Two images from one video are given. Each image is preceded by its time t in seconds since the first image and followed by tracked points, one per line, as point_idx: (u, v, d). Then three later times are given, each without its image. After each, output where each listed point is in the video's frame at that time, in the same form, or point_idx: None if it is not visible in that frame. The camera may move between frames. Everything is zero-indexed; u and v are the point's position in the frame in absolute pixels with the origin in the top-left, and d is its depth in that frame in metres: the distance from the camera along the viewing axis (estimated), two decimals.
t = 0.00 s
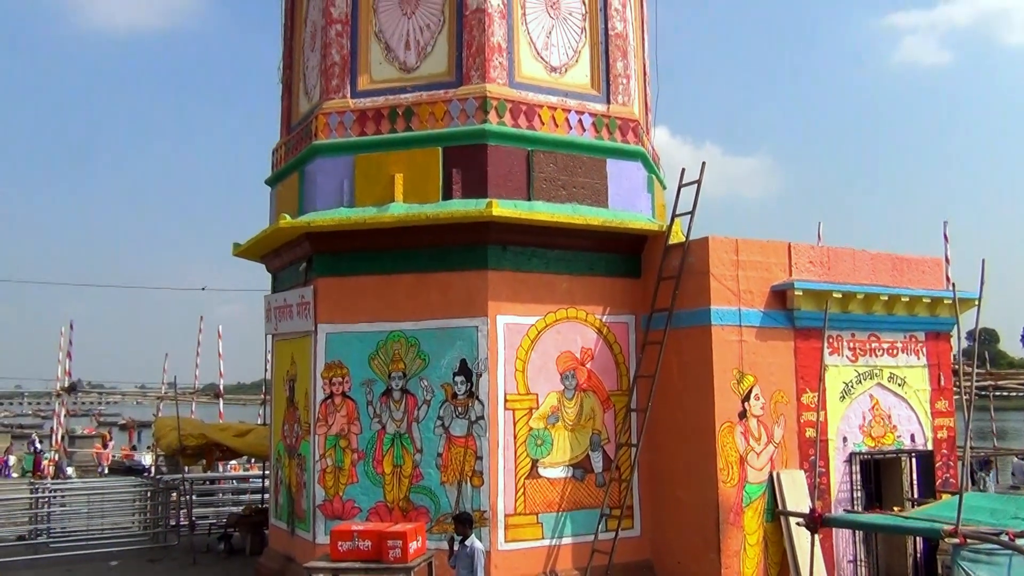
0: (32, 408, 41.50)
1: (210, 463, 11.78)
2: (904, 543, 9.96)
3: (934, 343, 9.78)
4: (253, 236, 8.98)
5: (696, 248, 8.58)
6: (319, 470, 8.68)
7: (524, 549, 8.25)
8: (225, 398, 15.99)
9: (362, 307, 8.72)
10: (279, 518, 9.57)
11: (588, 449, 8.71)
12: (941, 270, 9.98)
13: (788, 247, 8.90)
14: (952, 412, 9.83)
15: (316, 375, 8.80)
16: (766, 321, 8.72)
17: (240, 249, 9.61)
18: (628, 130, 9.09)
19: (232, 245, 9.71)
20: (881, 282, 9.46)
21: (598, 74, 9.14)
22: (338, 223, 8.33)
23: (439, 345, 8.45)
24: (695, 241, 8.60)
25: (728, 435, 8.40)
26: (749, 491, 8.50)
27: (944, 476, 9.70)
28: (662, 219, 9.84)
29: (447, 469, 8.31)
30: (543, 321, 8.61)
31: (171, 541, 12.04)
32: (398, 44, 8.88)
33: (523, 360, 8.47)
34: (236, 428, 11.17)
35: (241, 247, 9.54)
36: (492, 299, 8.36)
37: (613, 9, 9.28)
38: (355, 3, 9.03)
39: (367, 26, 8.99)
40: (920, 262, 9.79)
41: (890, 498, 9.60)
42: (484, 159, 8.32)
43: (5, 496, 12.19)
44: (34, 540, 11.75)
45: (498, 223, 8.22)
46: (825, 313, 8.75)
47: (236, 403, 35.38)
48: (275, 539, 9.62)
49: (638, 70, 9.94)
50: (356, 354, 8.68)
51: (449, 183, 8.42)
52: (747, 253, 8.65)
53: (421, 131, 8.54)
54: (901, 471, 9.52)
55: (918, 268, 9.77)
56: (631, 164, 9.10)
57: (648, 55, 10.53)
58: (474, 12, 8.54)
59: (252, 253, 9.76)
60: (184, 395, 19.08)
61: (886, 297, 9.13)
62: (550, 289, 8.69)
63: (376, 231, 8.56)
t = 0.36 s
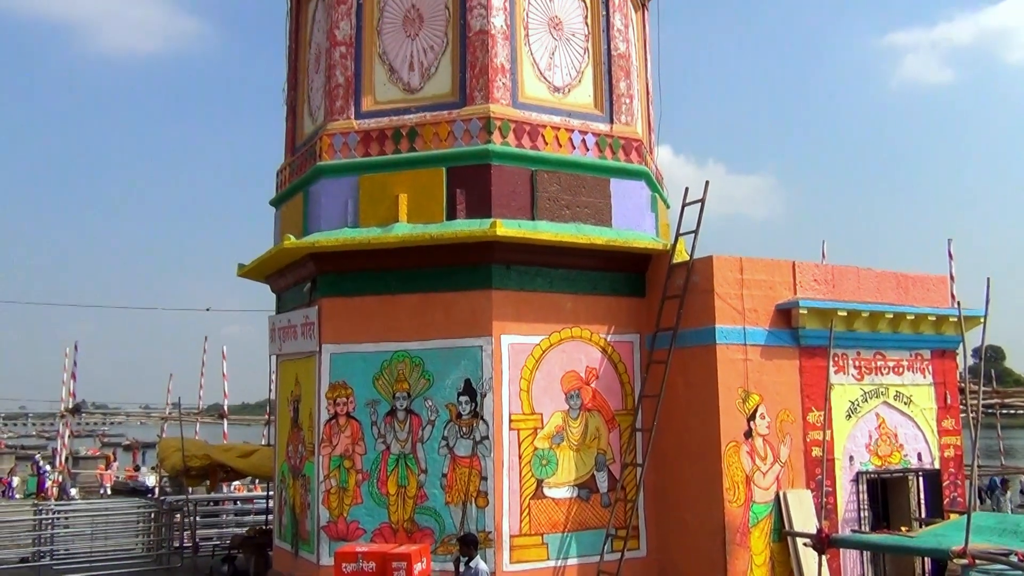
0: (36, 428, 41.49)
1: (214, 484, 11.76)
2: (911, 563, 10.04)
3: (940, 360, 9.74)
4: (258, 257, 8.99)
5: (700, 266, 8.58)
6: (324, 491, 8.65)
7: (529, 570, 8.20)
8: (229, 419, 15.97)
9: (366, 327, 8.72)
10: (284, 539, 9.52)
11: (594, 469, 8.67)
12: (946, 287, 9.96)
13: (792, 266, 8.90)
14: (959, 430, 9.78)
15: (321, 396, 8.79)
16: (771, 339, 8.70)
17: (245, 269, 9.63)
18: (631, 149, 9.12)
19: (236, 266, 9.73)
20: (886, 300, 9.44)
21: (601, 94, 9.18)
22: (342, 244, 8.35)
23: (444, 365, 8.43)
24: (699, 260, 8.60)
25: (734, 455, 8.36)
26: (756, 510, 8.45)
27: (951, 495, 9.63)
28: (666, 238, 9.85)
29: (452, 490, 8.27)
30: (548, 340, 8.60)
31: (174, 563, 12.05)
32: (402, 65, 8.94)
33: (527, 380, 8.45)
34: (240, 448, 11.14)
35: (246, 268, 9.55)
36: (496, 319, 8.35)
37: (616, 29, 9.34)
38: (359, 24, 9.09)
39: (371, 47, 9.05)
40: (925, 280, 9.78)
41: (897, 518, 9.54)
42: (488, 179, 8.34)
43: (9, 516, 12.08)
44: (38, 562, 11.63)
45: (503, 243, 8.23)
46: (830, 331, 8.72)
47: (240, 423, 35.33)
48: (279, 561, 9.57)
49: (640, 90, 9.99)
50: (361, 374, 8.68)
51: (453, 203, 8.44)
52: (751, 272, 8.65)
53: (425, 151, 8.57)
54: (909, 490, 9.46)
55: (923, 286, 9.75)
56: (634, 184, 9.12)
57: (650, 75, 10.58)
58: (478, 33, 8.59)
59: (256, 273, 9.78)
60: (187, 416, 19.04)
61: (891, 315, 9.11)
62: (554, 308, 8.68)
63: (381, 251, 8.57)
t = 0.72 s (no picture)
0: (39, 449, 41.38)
1: (217, 507, 11.73)
2: None
3: (945, 383, 9.71)
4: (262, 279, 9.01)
5: (704, 288, 8.58)
6: (327, 514, 8.61)
7: None
8: (233, 441, 15.95)
9: (370, 349, 8.72)
10: (286, 563, 9.47)
11: (598, 492, 8.63)
12: (951, 309, 9.94)
13: (796, 287, 8.89)
14: (965, 453, 9.73)
15: (324, 418, 8.77)
16: (776, 361, 8.68)
17: (249, 291, 9.64)
18: (635, 171, 9.14)
19: (240, 287, 9.74)
20: (891, 322, 9.43)
21: (605, 116, 9.23)
22: (347, 266, 8.36)
23: (448, 387, 8.42)
24: (703, 281, 8.60)
25: (739, 477, 8.32)
26: (761, 534, 8.40)
27: (959, 518, 9.61)
28: (670, 260, 9.85)
29: (456, 513, 8.23)
30: (552, 362, 8.59)
31: None
32: (407, 89, 8.99)
33: (531, 402, 8.43)
34: (243, 470, 11.11)
35: (250, 290, 9.57)
36: (500, 341, 8.34)
37: (619, 53, 9.39)
38: (364, 48, 9.15)
39: (376, 70, 9.10)
40: (929, 302, 9.77)
41: (904, 541, 9.31)
42: (492, 201, 8.36)
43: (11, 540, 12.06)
44: None
45: (507, 265, 8.24)
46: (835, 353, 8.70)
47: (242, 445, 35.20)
48: None
49: (643, 112, 10.03)
50: (364, 396, 8.66)
51: (457, 225, 8.45)
52: (755, 293, 8.64)
53: (429, 174, 8.60)
54: (916, 513, 9.34)
55: (927, 308, 9.74)
56: (638, 206, 9.14)
57: (653, 97, 10.63)
58: (482, 56, 8.64)
59: (260, 295, 9.79)
60: (189, 438, 19.00)
61: (895, 337, 9.09)
62: (558, 330, 8.67)
63: (385, 273, 8.58)
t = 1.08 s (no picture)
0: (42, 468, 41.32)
1: (220, 528, 11.68)
2: None
3: (951, 402, 9.66)
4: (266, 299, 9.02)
5: (709, 307, 8.56)
6: (330, 535, 8.58)
7: None
8: (236, 461, 15.89)
9: (374, 369, 8.71)
10: None
11: (603, 512, 8.58)
12: (956, 327, 9.91)
13: (801, 306, 8.87)
14: (972, 472, 9.66)
15: (328, 439, 8.75)
16: (781, 381, 8.65)
17: (253, 311, 9.65)
18: (638, 191, 9.16)
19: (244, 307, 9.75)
20: (896, 341, 9.40)
21: (608, 136, 9.25)
22: (350, 286, 8.37)
23: (452, 407, 8.40)
24: (707, 300, 8.59)
25: (745, 498, 8.27)
26: (767, 554, 8.34)
27: (966, 539, 9.51)
28: (674, 280, 9.86)
29: (460, 533, 8.19)
30: (556, 382, 8.57)
31: None
32: (411, 109, 9.04)
33: (536, 422, 8.40)
34: (246, 491, 11.10)
35: (254, 310, 9.58)
36: (504, 360, 8.33)
37: (622, 73, 9.43)
38: (368, 68, 9.20)
39: (380, 91, 9.15)
40: (934, 320, 9.74)
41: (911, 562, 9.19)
42: (496, 221, 8.37)
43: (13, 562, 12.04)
44: None
45: (511, 284, 8.24)
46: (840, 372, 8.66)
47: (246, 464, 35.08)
48: None
49: (646, 132, 10.07)
50: (368, 416, 8.64)
51: (460, 245, 8.46)
52: (759, 312, 8.62)
53: (433, 194, 8.62)
54: (922, 533, 9.31)
55: (932, 326, 9.71)
56: (642, 225, 9.15)
57: (657, 117, 10.67)
58: (485, 77, 8.68)
59: (264, 315, 9.80)
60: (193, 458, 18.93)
61: (901, 355, 9.07)
62: (562, 350, 8.66)
63: (389, 293, 8.58)
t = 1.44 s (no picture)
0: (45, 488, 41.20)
1: (224, 551, 11.62)
2: None
3: (957, 423, 9.62)
4: (270, 321, 9.02)
5: (713, 328, 8.55)
6: (334, 558, 8.54)
7: None
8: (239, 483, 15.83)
9: (377, 391, 8.70)
10: None
11: (607, 534, 8.54)
12: (961, 347, 9.88)
13: (805, 326, 8.86)
14: (979, 493, 9.60)
15: (331, 461, 8.72)
16: (786, 402, 8.62)
17: (257, 333, 9.66)
18: (641, 212, 9.17)
19: (248, 330, 9.76)
20: (901, 361, 9.38)
21: (611, 157, 9.28)
22: (354, 308, 8.37)
23: (455, 429, 8.37)
24: (711, 321, 8.58)
25: (750, 519, 8.22)
26: None
27: (974, 560, 9.44)
28: (678, 300, 9.86)
29: (464, 556, 8.14)
30: (560, 404, 8.54)
31: None
32: (414, 131, 9.08)
33: (540, 444, 8.37)
34: (249, 513, 11.06)
35: (257, 332, 9.59)
36: (508, 382, 8.31)
37: (625, 95, 9.47)
38: (372, 91, 9.25)
39: (383, 114, 9.20)
40: (939, 340, 9.72)
41: None
42: (499, 243, 8.38)
43: None
44: None
45: (515, 306, 8.24)
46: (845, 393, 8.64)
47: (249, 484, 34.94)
48: None
49: (649, 153, 10.10)
50: (371, 438, 8.62)
51: (464, 266, 8.46)
52: (763, 333, 8.61)
53: (436, 216, 8.63)
54: (931, 555, 9.22)
55: (938, 346, 9.69)
56: (646, 246, 9.15)
57: (659, 138, 10.71)
58: (488, 99, 8.72)
59: (268, 337, 9.80)
60: (196, 480, 18.87)
61: (906, 376, 9.04)
62: (566, 371, 8.64)
63: (392, 315, 8.58)
